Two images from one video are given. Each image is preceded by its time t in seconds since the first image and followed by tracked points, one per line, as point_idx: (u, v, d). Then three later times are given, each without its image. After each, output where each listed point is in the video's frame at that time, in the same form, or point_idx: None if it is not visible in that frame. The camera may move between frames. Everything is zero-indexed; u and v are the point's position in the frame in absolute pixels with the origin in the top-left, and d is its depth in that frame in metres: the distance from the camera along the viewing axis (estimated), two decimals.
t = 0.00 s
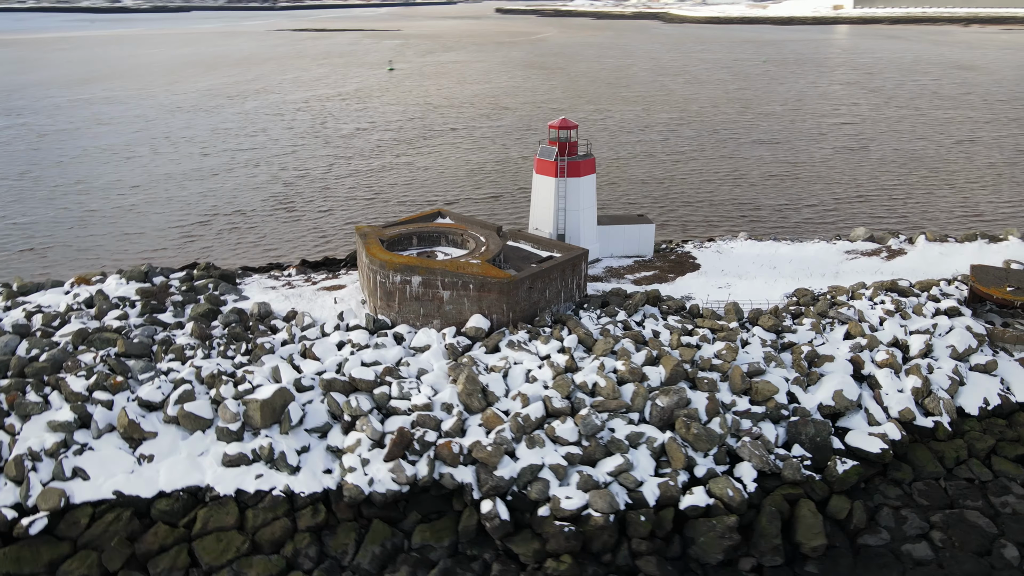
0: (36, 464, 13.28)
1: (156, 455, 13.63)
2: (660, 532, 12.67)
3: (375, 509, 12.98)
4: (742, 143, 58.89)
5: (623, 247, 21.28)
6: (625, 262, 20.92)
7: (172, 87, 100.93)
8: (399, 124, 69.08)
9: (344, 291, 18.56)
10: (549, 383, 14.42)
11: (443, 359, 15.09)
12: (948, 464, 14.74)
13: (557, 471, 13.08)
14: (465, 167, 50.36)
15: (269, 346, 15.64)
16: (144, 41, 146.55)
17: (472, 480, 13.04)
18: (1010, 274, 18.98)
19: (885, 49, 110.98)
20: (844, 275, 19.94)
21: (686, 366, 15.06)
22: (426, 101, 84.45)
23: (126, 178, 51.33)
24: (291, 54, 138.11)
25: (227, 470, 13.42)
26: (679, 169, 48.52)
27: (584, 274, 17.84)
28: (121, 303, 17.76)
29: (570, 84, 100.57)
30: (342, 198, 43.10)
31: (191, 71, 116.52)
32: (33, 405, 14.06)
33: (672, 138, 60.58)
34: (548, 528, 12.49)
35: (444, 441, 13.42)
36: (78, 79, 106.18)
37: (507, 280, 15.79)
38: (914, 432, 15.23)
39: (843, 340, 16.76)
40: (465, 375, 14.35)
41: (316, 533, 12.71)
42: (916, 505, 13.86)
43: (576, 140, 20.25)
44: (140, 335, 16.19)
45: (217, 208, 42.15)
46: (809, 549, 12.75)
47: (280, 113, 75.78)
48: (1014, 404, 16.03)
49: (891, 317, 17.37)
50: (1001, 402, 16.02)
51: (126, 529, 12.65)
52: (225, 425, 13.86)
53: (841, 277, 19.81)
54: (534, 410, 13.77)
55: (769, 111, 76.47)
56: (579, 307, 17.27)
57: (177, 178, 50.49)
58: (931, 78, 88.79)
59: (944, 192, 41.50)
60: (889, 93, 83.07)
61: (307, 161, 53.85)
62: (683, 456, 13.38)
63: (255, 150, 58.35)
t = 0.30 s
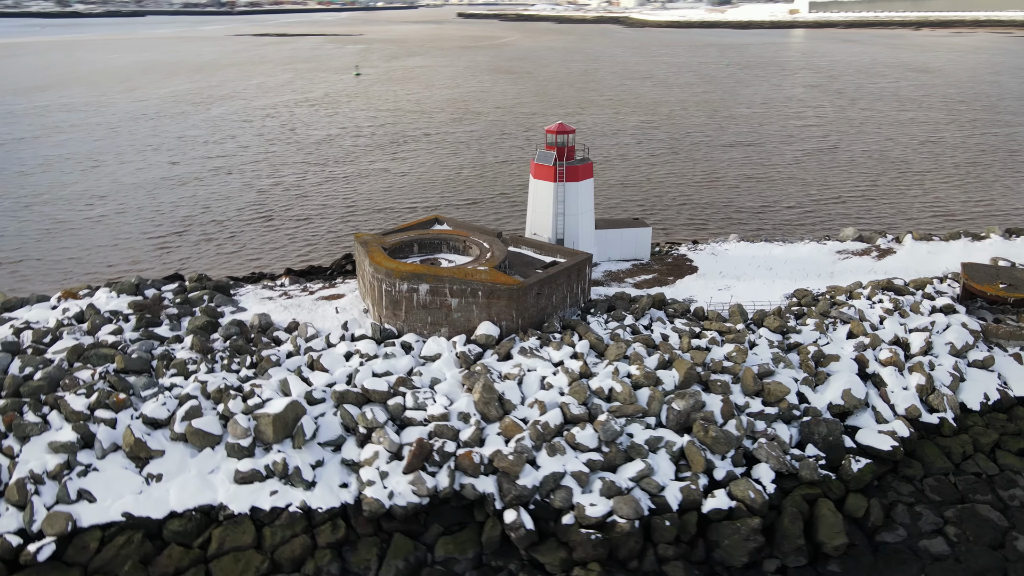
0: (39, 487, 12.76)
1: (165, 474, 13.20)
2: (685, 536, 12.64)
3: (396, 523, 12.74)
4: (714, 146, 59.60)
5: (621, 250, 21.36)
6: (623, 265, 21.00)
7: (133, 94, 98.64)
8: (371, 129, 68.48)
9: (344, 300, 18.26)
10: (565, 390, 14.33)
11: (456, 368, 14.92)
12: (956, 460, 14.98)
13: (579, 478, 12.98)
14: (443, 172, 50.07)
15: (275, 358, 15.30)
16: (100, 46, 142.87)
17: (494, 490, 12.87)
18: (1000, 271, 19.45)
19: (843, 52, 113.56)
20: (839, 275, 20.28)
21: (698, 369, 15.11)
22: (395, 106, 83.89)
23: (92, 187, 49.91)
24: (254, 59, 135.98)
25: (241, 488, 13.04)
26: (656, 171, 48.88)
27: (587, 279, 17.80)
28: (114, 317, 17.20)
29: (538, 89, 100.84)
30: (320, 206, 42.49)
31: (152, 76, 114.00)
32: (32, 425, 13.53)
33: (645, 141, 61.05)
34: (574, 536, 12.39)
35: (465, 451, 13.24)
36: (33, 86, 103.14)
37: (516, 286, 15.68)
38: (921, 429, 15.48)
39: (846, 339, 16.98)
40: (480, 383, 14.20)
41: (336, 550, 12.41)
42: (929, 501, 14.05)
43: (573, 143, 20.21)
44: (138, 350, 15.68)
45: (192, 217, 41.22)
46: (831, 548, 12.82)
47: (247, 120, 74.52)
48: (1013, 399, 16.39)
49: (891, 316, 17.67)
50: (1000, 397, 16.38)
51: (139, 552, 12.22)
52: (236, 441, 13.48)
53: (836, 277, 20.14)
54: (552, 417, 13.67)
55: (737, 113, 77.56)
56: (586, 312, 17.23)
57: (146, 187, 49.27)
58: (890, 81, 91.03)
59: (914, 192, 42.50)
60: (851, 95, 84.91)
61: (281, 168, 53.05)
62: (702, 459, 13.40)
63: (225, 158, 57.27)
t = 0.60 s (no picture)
0: (44, 511, 12.28)
1: (176, 493, 12.78)
2: (709, 540, 12.62)
3: (420, 536, 12.50)
4: (687, 148, 60.15)
5: (619, 254, 21.40)
6: (622, 269, 21.04)
7: (92, 100, 96.07)
8: (342, 135, 67.70)
9: (345, 310, 17.94)
10: (582, 396, 14.27)
11: (470, 377, 14.76)
12: (962, 455, 15.23)
13: (602, 485, 12.90)
14: (420, 178, 49.69)
15: (283, 370, 14.96)
16: (54, 51, 138.97)
17: (517, 500, 12.72)
18: (989, 268, 19.89)
19: (804, 55, 115.72)
20: (833, 275, 20.59)
21: (711, 372, 15.16)
22: (365, 111, 83.09)
23: (57, 198, 48.42)
24: (216, 64, 133.62)
25: (257, 504, 12.67)
26: (633, 174, 49.15)
27: (592, 283, 17.77)
28: (108, 331, 16.64)
29: (507, 93, 100.83)
30: (298, 214, 41.79)
31: (110, 83, 111.27)
32: (33, 446, 13.02)
33: (619, 145, 61.37)
34: (601, 544, 12.29)
35: (486, 461, 13.07)
36: None
37: (526, 292, 15.57)
38: (926, 425, 15.74)
39: (850, 339, 17.20)
40: (496, 392, 14.06)
41: (359, 565, 12.13)
42: (940, 497, 14.25)
43: (571, 146, 20.17)
44: (138, 365, 15.19)
45: (166, 227, 40.22)
46: (852, 546, 12.91)
47: (214, 127, 73.10)
48: (1010, 393, 16.78)
49: (890, 315, 17.96)
50: (998, 392, 16.75)
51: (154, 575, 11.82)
52: (249, 457, 13.11)
53: (831, 277, 20.45)
54: (571, 423, 13.59)
55: (706, 116, 78.42)
56: (593, 317, 17.20)
57: (114, 196, 47.97)
58: (851, 83, 92.99)
59: (885, 192, 43.37)
60: (814, 97, 86.55)
61: (253, 175, 52.13)
62: (722, 462, 13.42)
63: (195, 165, 56.08)
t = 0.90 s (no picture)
0: (54, 535, 11.85)
1: (191, 511, 12.40)
2: (734, 543, 12.62)
3: (446, 548, 12.29)
4: (662, 151, 60.60)
5: (617, 258, 21.41)
6: (622, 273, 21.06)
7: (51, 108, 93.43)
8: (314, 141, 66.84)
9: (349, 319, 17.63)
10: (600, 402, 14.23)
11: (485, 385, 14.62)
12: (970, 451, 15.47)
13: (627, 491, 12.85)
14: (398, 184, 49.24)
15: (294, 383, 14.65)
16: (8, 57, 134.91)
17: (542, 508, 12.59)
18: (980, 266, 20.31)
19: (768, 58, 117.59)
20: (829, 275, 20.88)
21: (725, 374, 15.21)
22: (335, 117, 82.21)
23: (23, 208, 46.91)
24: (178, 69, 131.10)
25: (277, 521, 12.35)
26: (611, 178, 49.33)
27: (598, 287, 17.73)
28: (105, 346, 16.11)
29: (477, 97, 100.64)
30: (276, 222, 41.09)
31: (69, 89, 108.40)
32: (38, 468, 12.55)
33: (594, 149, 61.58)
34: (629, 551, 12.22)
35: (509, 470, 12.94)
36: None
37: (538, 298, 15.46)
38: (932, 423, 15.99)
39: (853, 338, 17.43)
40: (515, 400, 13.94)
41: None
42: (952, 493, 14.45)
43: (568, 150, 20.09)
44: (140, 381, 14.72)
45: (141, 237, 39.22)
46: (874, 544, 13.02)
47: (181, 134, 71.58)
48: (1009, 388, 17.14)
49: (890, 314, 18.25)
50: (997, 388, 17.10)
51: None
52: (265, 472, 12.77)
53: (827, 278, 20.74)
54: (592, 429, 13.53)
55: (677, 119, 79.08)
56: (601, 322, 17.17)
57: (84, 206, 46.64)
58: (815, 86, 94.70)
59: (859, 193, 44.10)
60: (780, 100, 87.83)
61: (227, 183, 51.17)
62: (743, 465, 13.47)
63: (165, 173, 54.84)
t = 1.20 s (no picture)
0: (69, 558, 11.39)
1: (211, 529, 12.04)
2: (760, 544, 12.63)
3: (475, 559, 12.11)
4: (639, 155, 60.97)
5: (618, 262, 21.44)
6: (623, 277, 21.10)
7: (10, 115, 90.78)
8: (288, 148, 65.92)
9: (355, 327, 17.35)
10: (620, 406, 14.20)
11: (503, 392, 14.48)
12: (978, 446, 15.71)
13: (653, 495, 12.80)
14: (378, 190, 48.75)
15: (307, 395, 14.37)
16: None
17: (570, 516, 12.49)
18: (973, 265, 20.72)
19: (735, 62, 119.26)
20: (826, 276, 21.14)
21: (739, 376, 15.28)
22: (307, 123, 81.26)
23: None
24: (141, 76, 128.47)
25: (301, 537, 12.05)
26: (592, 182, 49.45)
27: (606, 291, 17.71)
28: (105, 360, 15.59)
29: (449, 102, 100.35)
30: (257, 230, 40.37)
31: (28, 96, 105.45)
32: (47, 490, 12.08)
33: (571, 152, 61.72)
34: (658, 557, 12.16)
35: (535, 478, 12.82)
36: None
37: (551, 303, 15.38)
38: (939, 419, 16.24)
39: (858, 337, 17.65)
40: (536, 407, 13.83)
41: None
42: (964, 488, 14.66)
43: (568, 154, 20.02)
44: (147, 396, 14.29)
45: (118, 248, 38.22)
46: (895, 542, 13.13)
47: (150, 141, 70.07)
48: (1008, 384, 17.50)
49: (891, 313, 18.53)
50: (996, 383, 17.45)
51: None
52: (286, 487, 12.47)
53: (824, 278, 20.99)
54: (614, 435, 13.49)
55: (650, 122, 79.66)
56: (611, 327, 17.14)
57: (54, 216, 45.33)
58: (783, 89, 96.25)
59: (836, 194, 44.76)
60: (750, 103, 88.98)
61: (202, 191, 50.17)
62: (764, 466, 13.52)
63: (137, 182, 53.58)
